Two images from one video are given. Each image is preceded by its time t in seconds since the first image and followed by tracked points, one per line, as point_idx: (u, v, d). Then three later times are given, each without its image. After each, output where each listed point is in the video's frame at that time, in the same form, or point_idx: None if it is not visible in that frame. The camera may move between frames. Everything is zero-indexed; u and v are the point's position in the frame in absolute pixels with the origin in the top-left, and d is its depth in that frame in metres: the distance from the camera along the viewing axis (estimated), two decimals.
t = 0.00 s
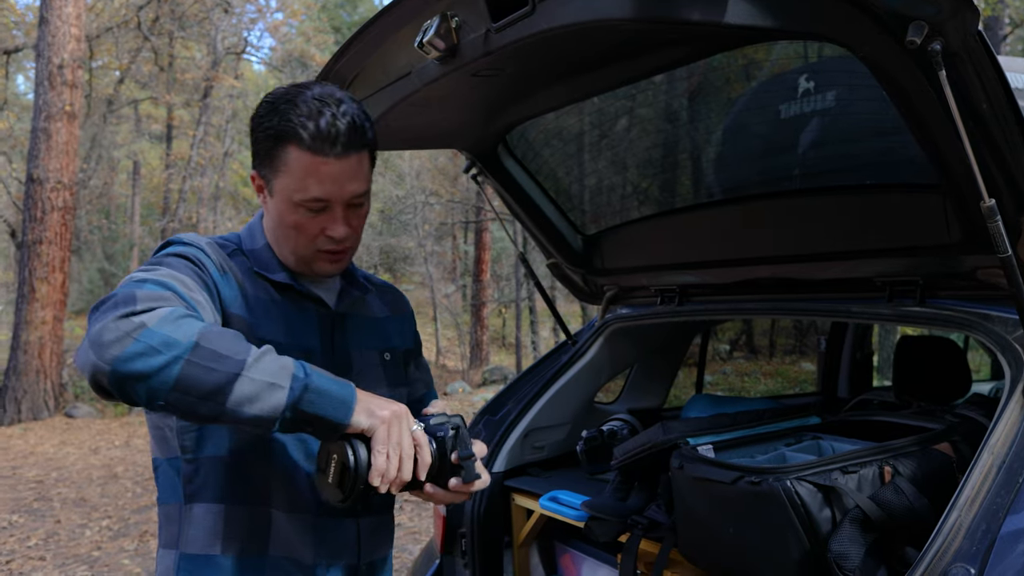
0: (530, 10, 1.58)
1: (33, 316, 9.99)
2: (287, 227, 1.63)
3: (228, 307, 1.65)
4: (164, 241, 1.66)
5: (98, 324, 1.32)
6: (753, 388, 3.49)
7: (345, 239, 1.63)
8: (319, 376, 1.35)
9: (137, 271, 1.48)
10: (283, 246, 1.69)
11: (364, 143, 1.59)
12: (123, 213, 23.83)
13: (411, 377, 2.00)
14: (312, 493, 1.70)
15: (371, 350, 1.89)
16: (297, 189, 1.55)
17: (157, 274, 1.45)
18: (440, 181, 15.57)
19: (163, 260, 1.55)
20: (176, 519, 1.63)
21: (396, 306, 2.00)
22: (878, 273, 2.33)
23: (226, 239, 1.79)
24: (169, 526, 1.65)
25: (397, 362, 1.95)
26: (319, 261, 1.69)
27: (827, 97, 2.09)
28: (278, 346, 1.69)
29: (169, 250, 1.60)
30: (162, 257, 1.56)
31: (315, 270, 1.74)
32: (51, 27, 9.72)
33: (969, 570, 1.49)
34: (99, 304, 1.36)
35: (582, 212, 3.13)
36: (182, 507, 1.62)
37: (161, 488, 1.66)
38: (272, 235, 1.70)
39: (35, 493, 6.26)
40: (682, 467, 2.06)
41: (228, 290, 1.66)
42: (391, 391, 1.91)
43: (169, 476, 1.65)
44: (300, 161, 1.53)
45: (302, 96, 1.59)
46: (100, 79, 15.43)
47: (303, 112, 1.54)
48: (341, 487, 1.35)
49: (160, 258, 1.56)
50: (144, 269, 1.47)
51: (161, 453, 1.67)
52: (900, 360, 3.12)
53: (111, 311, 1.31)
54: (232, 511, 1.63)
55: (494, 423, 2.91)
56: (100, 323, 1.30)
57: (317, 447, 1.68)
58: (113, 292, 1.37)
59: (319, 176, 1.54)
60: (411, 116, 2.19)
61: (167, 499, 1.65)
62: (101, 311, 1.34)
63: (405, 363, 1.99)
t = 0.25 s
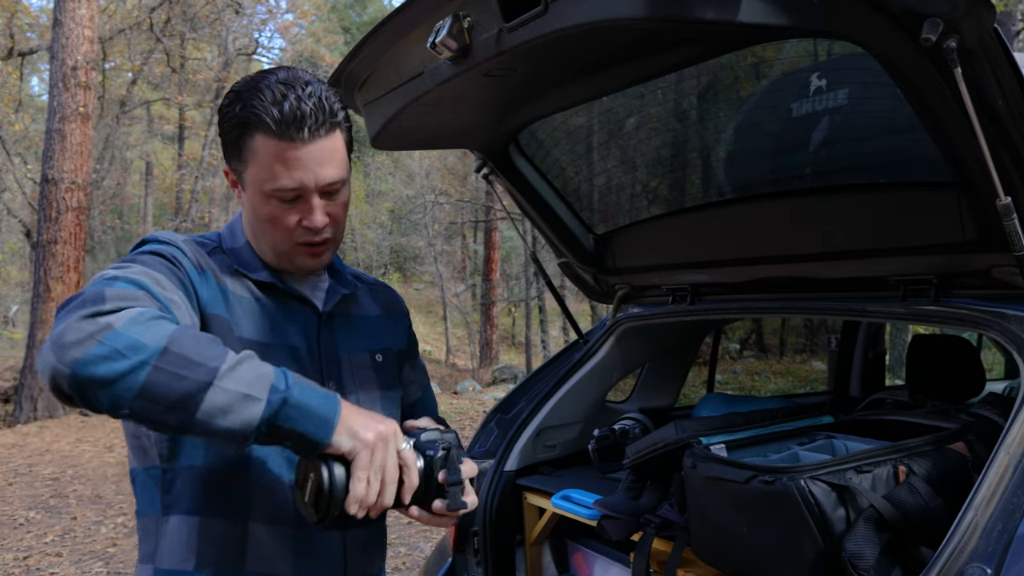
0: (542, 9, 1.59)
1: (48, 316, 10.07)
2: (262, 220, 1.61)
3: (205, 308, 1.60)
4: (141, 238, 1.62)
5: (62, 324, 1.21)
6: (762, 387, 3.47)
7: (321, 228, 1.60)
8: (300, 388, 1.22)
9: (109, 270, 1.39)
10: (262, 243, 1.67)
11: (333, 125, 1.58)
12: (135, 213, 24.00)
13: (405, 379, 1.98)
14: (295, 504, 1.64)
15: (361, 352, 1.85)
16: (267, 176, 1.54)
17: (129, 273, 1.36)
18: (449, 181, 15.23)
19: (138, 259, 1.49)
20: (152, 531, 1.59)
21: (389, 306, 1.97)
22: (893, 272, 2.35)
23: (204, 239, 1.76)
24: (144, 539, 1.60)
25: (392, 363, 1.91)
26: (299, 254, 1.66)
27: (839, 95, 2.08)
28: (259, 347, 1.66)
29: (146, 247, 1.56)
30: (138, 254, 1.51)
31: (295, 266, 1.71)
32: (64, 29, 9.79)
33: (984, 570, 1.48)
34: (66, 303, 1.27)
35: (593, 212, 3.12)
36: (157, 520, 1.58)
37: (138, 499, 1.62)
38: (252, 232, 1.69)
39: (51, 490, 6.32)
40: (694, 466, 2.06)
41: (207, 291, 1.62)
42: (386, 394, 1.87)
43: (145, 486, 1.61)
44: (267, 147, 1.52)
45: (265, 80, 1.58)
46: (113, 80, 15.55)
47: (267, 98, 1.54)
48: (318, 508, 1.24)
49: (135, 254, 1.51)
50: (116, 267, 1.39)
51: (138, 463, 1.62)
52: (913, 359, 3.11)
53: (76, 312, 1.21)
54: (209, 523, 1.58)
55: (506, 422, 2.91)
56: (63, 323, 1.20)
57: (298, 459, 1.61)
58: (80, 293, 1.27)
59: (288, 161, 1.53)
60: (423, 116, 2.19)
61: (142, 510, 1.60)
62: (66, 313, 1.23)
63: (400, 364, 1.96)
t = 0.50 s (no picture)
0: (559, 9, 1.59)
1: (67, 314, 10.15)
2: (249, 216, 1.56)
3: (191, 322, 1.54)
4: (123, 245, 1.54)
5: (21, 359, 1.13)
6: (778, 386, 3.41)
7: (310, 221, 1.56)
8: (274, 462, 1.13)
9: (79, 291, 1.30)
10: (252, 244, 1.62)
11: (322, 111, 1.55)
12: (152, 212, 24.23)
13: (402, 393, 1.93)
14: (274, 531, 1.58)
15: (355, 365, 1.79)
16: (253, 166, 1.50)
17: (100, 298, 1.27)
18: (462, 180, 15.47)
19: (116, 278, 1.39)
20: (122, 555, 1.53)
21: (386, 316, 1.91)
22: (911, 271, 2.32)
23: (191, 243, 1.70)
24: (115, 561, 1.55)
25: (388, 376, 1.87)
26: (289, 252, 1.60)
27: (857, 92, 2.07)
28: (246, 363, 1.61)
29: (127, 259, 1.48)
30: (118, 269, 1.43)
31: (287, 266, 1.65)
32: (83, 31, 9.88)
33: (1007, 571, 1.48)
34: (29, 332, 1.19)
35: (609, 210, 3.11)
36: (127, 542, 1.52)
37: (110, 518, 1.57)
38: (241, 234, 1.64)
39: (71, 487, 6.38)
40: (712, 466, 2.06)
41: (191, 304, 1.55)
42: (383, 407, 1.82)
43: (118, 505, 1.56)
44: (252, 135, 1.49)
45: (251, 68, 1.57)
46: (130, 82, 15.69)
47: (252, 86, 1.51)
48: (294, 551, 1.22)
49: (114, 267, 1.43)
50: (86, 289, 1.30)
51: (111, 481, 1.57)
52: (932, 359, 3.09)
53: (36, 348, 1.13)
54: (185, 552, 1.51)
55: (522, 421, 2.90)
56: (22, 358, 1.13)
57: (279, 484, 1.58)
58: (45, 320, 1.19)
59: (275, 149, 1.50)
60: (440, 116, 2.20)
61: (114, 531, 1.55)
62: (27, 346, 1.15)
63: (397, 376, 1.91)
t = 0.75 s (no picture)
0: (580, 8, 1.58)
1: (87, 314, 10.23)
2: (254, 207, 1.41)
3: (187, 335, 1.34)
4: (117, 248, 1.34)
5: None
6: (797, 386, 3.41)
7: (322, 213, 1.40)
8: (253, 528, 0.97)
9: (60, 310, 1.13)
10: (256, 238, 1.46)
11: (336, 95, 1.41)
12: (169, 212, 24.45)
13: (405, 403, 1.73)
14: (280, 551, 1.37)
15: (358, 371, 1.60)
16: (262, 151, 1.35)
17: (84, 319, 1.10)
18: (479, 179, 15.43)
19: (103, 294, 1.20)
20: None
21: (396, 315, 1.73)
22: (934, 270, 2.29)
23: (194, 240, 1.49)
24: None
25: (394, 382, 1.67)
26: (298, 246, 1.44)
27: (879, 90, 2.05)
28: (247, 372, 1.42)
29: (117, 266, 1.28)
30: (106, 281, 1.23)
31: (295, 262, 1.48)
32: (102, 33, 9.97)
33: None
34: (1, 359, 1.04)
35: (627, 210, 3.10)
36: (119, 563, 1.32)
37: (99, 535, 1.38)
38: (244, 228, 1.48)
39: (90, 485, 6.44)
40: (734, 467, 2.04)
41: (187, 315, 1.34)
42: (387, 417, 1.63)
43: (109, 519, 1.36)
44: (261, 118, 1.34)
45: (261, 48, 1.43)
46: (148, 83, 15.84)
47: (262, 65, 1.37)
48: None
49: (102, 278, 1.23)
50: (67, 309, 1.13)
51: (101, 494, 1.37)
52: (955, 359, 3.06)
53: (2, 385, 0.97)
54: None
55: (541, 421, 2.89)
56: None
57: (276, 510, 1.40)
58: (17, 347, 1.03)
59: (286, 133, 1.35)
60: (458, 116, 2.20)
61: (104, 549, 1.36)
62: None
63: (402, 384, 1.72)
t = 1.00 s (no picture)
0: (598, 8, 1.58)
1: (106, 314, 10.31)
2: (278, 201, 1.41)
3: (174, 371, 1.34)
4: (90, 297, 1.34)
5: None
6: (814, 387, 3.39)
7: (348, 211, 1.42)
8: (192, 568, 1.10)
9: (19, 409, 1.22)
10: (274, 233, 1.46)
11: (371, 98, 1.45)
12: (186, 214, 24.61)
13: (413, 406, 1.77)
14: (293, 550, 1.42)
15: (370, 375, 1.62)
16: (296, 145, 1.37)
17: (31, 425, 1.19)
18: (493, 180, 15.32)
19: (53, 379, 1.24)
20: None
21: (408, 316, 1.76)
22: (956, 270, 2.24)
23: (189, 259, 1.49)
24: None
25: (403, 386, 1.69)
26: (317, 244, 1.44)
27: (898, 87, 2.03)
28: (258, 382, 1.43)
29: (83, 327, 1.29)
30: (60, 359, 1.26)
31: (309, 261, 1.47)
32: (120, 35, 10.07)
33: None
34: None
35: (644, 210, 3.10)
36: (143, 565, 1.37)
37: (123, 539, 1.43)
38: (262, 222, 1.47)
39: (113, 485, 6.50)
40: (753, 468, 2.03)
41: (171, 352, 1.34)
42: (396, 421, 1.65)
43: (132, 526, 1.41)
44: (299, 112, 1.37)
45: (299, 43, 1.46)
46: (165, 85, 15.95)
47: (302, 60, 1.40)
48: None
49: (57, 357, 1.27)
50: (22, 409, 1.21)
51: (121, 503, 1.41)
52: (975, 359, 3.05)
53: None
54: None
55: (557, 420, 2.89)
56: None
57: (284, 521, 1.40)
58: None
59: (322, 127, 1.38)
60: (476, 116, 2.21)
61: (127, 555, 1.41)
62: None
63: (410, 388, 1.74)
